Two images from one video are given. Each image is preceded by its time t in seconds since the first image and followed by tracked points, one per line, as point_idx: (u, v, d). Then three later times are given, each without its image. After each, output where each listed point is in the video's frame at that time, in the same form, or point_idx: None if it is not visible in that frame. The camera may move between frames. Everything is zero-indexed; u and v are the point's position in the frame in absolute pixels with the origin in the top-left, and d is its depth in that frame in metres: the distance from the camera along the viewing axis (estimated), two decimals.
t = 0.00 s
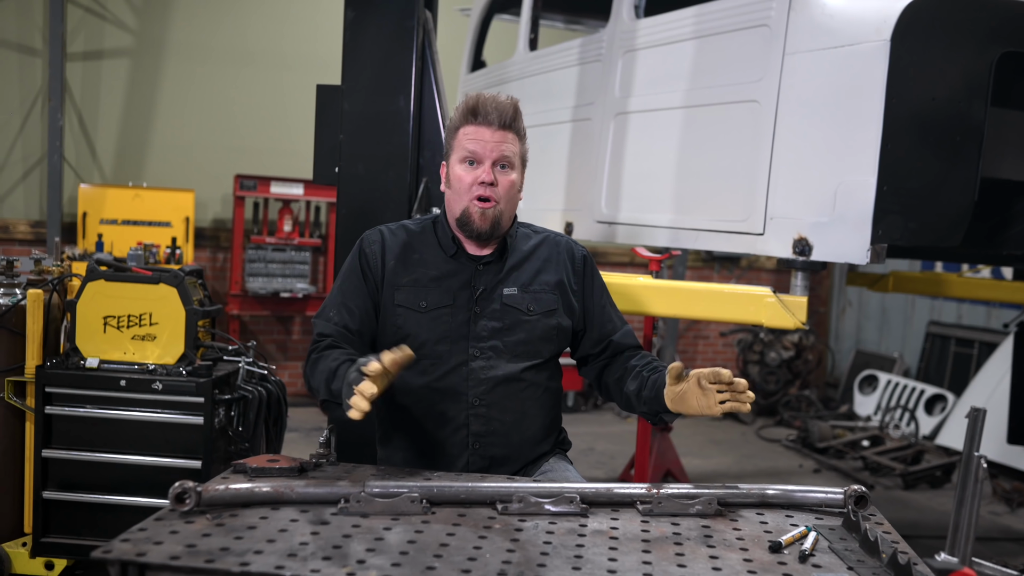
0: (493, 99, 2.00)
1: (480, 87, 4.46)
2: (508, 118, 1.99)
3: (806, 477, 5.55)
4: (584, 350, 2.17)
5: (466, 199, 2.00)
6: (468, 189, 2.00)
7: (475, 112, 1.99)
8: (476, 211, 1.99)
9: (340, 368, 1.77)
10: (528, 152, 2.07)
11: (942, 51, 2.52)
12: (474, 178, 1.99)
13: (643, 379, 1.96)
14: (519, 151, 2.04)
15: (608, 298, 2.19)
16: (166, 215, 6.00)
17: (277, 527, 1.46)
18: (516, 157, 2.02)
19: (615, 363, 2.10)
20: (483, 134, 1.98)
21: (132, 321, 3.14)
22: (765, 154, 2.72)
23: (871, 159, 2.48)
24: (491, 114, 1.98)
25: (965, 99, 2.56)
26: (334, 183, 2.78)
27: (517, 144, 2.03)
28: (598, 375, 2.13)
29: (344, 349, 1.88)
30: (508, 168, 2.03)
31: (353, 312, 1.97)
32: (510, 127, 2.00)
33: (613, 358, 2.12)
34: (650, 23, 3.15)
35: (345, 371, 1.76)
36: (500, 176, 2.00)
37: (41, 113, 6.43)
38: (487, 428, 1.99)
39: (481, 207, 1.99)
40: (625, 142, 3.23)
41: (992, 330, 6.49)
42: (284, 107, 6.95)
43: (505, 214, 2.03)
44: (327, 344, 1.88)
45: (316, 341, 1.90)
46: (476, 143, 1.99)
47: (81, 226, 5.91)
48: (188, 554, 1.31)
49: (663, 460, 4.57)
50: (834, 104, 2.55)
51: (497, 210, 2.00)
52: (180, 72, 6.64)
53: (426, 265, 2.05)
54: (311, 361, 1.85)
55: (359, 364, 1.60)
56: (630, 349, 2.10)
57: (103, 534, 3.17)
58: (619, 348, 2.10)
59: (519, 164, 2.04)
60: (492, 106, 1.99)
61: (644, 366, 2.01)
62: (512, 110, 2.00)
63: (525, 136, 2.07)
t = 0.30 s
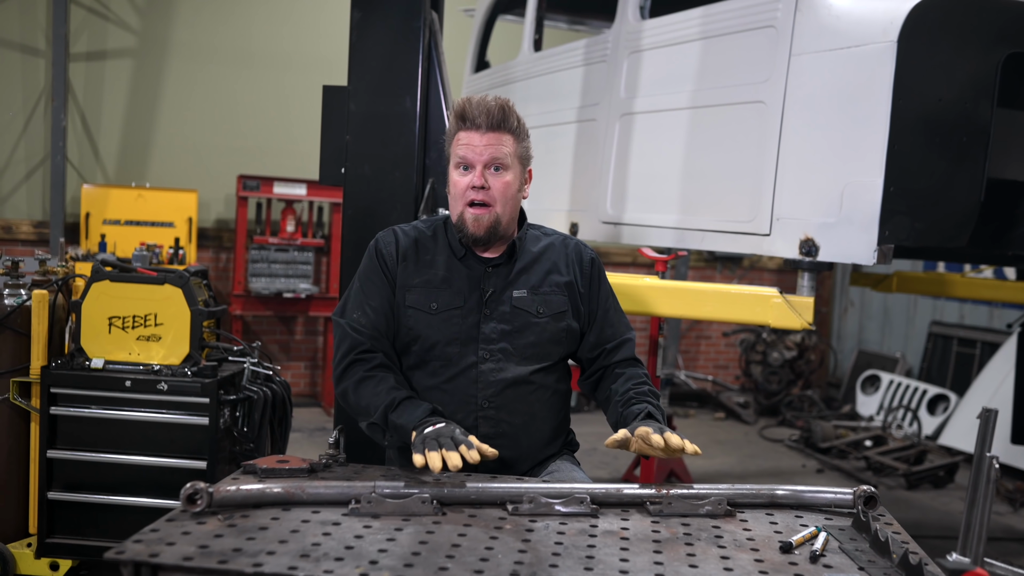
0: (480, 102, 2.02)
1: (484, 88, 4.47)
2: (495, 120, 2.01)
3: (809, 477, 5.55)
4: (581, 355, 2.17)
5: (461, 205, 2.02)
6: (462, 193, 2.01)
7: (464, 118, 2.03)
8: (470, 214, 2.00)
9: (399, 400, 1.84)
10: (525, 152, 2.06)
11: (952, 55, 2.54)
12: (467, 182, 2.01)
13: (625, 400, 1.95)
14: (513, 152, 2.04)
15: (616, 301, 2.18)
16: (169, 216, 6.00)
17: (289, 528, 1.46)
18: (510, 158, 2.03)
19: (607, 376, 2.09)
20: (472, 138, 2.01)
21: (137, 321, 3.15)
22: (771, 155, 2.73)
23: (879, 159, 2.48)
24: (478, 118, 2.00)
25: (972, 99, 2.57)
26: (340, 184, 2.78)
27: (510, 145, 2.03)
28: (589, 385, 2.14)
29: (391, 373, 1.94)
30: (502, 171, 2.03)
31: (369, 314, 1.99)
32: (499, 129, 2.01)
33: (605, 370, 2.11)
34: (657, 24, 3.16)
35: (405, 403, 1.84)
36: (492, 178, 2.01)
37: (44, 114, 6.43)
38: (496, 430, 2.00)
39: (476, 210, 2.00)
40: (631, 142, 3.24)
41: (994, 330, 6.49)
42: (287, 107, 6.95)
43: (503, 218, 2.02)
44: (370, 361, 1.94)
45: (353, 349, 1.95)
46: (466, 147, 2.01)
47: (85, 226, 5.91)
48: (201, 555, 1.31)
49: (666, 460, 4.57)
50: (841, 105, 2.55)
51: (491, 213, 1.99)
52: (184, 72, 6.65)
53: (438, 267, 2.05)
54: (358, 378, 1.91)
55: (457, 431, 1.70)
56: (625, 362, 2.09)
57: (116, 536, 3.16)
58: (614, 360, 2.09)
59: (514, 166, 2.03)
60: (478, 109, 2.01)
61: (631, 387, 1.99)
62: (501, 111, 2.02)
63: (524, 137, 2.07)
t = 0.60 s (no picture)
0: (495, 117, 1.93)
1: (482, 89, 4.48)
2: (510, 138, 1.93)
3: (805, 477, 5.56)
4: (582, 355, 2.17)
5: (470, 219, 1.98)
6: (472, 209, 1.97)
7: (476, 131, 1.94)
8: (480, 232, 1.97)
9: (402, 402, 1.83)
10: (536, 166, 2.00)
11: (952, 58, 2.55)
12: (478, 199, 1.96)
13: (625, 412, 1.94)
14: (525, 168, 1.98)
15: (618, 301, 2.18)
16: (165, 216, 5.98)
17: (292, 529, 1.46)
18: (522, 175, 1.97)
19: (608, 378, 2.10)
20: (485, 156, 1.93)
21: (135, 322, 3.14)
22: (770, 155, 2.73)
23: (878, 159, 2.48)
24: (493, 136, 1.92)
25: (971, 101, 2.59)
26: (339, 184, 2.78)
27: (523, 161, 1.97)
28: (591, 386, 2.14)
29: (395, 374, 1.94)
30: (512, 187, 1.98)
31: (373, 313, 1.99)
32: (514, 148, 1.93)
33: (606, 371, 2.11)
34: (656, 24, 3.17)
35: (408, 405, 1.83)
36: (504, 197, 1.96)
37: (40, 113, 6.42)
38: (499, 430, 2.01)
39: (486, 228, 1.96)
40: (630, 143, 3.25)
41: (990, 330, 6.51)
42: (284, 107, 6.94)
43: (511, 232, 2.00)
44: (373, 360, 1.93)
45: (357, 347, 1.95)
46: (478, 165, 1.93)
47: (80, 226, 5.89)
48: (205, 556, 1.31)
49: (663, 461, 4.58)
50: (840, 106, 2.56)
51: (501, 231, 1.97)
52: (180, 72, 6.64)
53: (441, 266, 2.05)
54: (361, 376, 1.91)
55: (461, 449, 1.67)
56: (625, 362, 2.09)
57: (120, 537, 3.15)
58: (615, 360, 2.10)
59: (526, 181, 1.98)
60: (493, 126, 1.92)
61: (632, 394, 1.98)
62: (516, 129, 1.93)
63: (535, 149, 2.00)
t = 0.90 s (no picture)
0: (501, 120, 1.93)
1: (476, 89, 4.48)
2: (515, 142, 1.93)
3: (797, 477, 5.58)
4: (578, 358, 2.18)
5: (474, 222, 1.97)
6: (476, 212, 1.96)
7: (481, 134, 1.93)
8: (483, 235, 1.96)
9: (398, 416, 1.85)
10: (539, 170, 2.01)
11: (945, 59, 2.51)
12: (482, 202, 1.95)
13: (619, 421, 1.95)
14: (529, 172, 1.98)
15: (616, 302, 2.18)
16: (157, 216, 5.95)
17: (289, 531, 1.45)
18: (526, 179, 1.97)
19: (603, 383, 2.10)
20: (490, 159, 1.93)
21: (127, 322, 3.12)
22: (765, 156, 2.74)
23: (872, 163, 2.50)
24: (499, 139, 1.91)
25: (965, 102, 2.54)
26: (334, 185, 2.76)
27: (527, 165, 1.97)
28: (586, 388, 2.16)
29: (391, 385, 1.94)
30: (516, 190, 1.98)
31: (371, 318, 1.98)
32: (519, 152, 1.93)
33: (601, 376, 2.12)
34: (651, 25, 3.17)
35: (402, 420, 1.84)
36: (508, 201, 1.96)
37: (31, 112, 6.38)
38: (498, 435, 2.01)
39: (490, 232, 1.96)
40: (624, 144, 3.25)
41: (981, 330, 6.55)
42: (277, 106, 6.91)
43: (513, 236, 2.00)
44: (369, 369, 1.93)
45: (354, 355, 1.94)
46: (483, 168, 1.93)
47: (71, 225, 5.85)
48: (202, 558, 1.30)
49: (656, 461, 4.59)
50: (835, 108, 2.58)
51: (505, 235, 1.97)
52: (173, 71, 6.61)
53: (440, 270, 2.04)
54: (357, 386, 1.91)
55: (454, 460, 1.71)
56: (620, 367, 2.10)
57: (117, 539, 3.13)
58: (609, 364, 2.10)
59: (529, 185, 1.98)
60: (499, 128, 1.92)
61: (626, 403, 1.99)
62: (521, 132, 1.93)
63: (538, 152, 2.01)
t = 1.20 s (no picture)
0: (493, 121, 1.94)
1: (469, 89, 4.47)
2: (507, 143, 1.93)
3: (788, 477, 5.60)
4: (574, 358, 2.18)
5: (465, 224, 1.97)
6: (467, 214, 1.96)
7: (474, 135, 1.94)
8: (474, 236, 1.96)
9: (393, 418, 1.85)
10: (533, 173, 2.00)
11: (937, 57, 2.52)
12: (473, 203, 1.96)
13: (615, 424, 1.95)
14: (522, 175, 1.98)
15: (613, 303, 2.18)
16: (147, 216, 5.92)
17: (284, 533, 1.45)
18: (518, 182, 1.97)
19: (597, 383, 2.11)
20: (482, 161, 1.93)
21: (119, 322, 3.11)
22: (759, 157, 2.75)
23: (866, 164, 2.51)
24: (490, 140, 1.92)
25: (957, 104, 2.56)
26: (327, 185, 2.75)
27: (519, 167, 1.97)
28: (581, 388, 2.16)
29: (386, 387, 1.94)
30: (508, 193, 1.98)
31: (368, 322, 1.98)
32: (511, 153, 1.94)
33: (596, 376, 2.12)
34: (644, 26, 3.17)
35: (397, 422, 1.85)
36: (499, 202, 1.96)
37: (20, 111, 6.34)
38: (495, 437, 2.01)
39: (480, 233, 1.96)
40: (618, 145, 3.25)
41: (971, 330, 6.58)
42: (269, 106, 6.88)
43: (504, 238, 2.00)
44: (365, 371, 1.93)
45: (350, 358, 1.94)
46: (474, 169, 1.94)
47: (61, 225, 5.81)
48: (197, 560, 1.29)
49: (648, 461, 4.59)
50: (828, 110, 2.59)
51: (495, 237, 1.96)
52: (164, 71, 6.58)
53: (437, 273, 2.04)
54: (352, 388, 1.90)
55: (449, 461, 1.72)
56: (616, 368, 2.10)
57: (111, 541, 3.11)
58: (605, 365, 2.11)
59: (522, 187, 1.98)
60: (491, 130, 1.93)
61: (622, 405, 1.99)
62: (513, 134, 1.94)
63: (533, 155, 2.01)
